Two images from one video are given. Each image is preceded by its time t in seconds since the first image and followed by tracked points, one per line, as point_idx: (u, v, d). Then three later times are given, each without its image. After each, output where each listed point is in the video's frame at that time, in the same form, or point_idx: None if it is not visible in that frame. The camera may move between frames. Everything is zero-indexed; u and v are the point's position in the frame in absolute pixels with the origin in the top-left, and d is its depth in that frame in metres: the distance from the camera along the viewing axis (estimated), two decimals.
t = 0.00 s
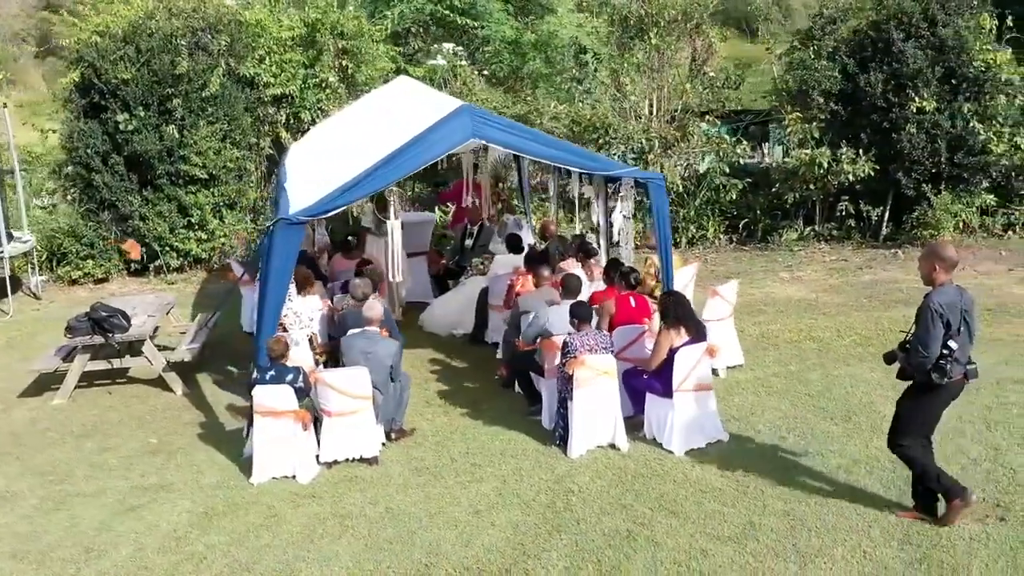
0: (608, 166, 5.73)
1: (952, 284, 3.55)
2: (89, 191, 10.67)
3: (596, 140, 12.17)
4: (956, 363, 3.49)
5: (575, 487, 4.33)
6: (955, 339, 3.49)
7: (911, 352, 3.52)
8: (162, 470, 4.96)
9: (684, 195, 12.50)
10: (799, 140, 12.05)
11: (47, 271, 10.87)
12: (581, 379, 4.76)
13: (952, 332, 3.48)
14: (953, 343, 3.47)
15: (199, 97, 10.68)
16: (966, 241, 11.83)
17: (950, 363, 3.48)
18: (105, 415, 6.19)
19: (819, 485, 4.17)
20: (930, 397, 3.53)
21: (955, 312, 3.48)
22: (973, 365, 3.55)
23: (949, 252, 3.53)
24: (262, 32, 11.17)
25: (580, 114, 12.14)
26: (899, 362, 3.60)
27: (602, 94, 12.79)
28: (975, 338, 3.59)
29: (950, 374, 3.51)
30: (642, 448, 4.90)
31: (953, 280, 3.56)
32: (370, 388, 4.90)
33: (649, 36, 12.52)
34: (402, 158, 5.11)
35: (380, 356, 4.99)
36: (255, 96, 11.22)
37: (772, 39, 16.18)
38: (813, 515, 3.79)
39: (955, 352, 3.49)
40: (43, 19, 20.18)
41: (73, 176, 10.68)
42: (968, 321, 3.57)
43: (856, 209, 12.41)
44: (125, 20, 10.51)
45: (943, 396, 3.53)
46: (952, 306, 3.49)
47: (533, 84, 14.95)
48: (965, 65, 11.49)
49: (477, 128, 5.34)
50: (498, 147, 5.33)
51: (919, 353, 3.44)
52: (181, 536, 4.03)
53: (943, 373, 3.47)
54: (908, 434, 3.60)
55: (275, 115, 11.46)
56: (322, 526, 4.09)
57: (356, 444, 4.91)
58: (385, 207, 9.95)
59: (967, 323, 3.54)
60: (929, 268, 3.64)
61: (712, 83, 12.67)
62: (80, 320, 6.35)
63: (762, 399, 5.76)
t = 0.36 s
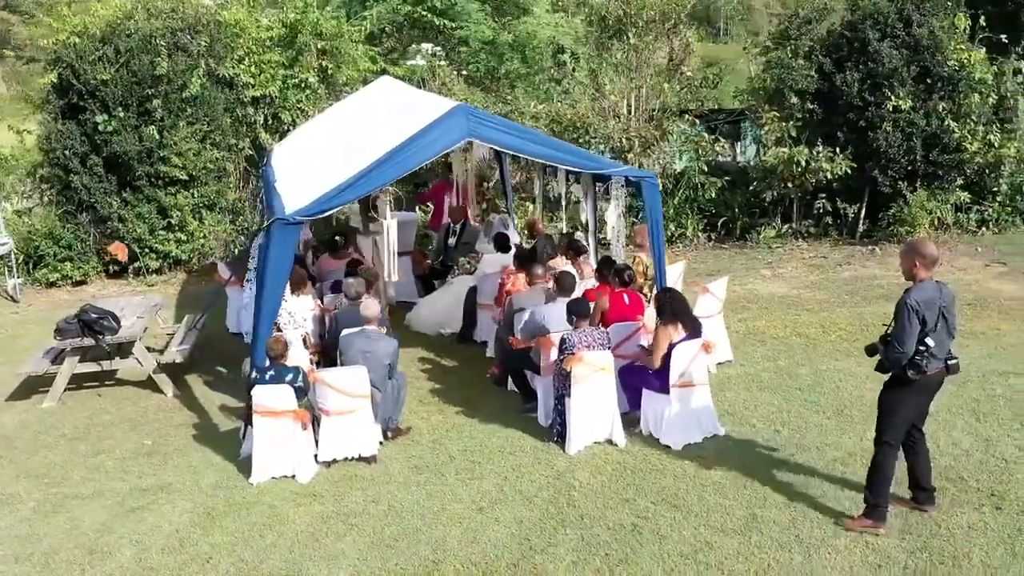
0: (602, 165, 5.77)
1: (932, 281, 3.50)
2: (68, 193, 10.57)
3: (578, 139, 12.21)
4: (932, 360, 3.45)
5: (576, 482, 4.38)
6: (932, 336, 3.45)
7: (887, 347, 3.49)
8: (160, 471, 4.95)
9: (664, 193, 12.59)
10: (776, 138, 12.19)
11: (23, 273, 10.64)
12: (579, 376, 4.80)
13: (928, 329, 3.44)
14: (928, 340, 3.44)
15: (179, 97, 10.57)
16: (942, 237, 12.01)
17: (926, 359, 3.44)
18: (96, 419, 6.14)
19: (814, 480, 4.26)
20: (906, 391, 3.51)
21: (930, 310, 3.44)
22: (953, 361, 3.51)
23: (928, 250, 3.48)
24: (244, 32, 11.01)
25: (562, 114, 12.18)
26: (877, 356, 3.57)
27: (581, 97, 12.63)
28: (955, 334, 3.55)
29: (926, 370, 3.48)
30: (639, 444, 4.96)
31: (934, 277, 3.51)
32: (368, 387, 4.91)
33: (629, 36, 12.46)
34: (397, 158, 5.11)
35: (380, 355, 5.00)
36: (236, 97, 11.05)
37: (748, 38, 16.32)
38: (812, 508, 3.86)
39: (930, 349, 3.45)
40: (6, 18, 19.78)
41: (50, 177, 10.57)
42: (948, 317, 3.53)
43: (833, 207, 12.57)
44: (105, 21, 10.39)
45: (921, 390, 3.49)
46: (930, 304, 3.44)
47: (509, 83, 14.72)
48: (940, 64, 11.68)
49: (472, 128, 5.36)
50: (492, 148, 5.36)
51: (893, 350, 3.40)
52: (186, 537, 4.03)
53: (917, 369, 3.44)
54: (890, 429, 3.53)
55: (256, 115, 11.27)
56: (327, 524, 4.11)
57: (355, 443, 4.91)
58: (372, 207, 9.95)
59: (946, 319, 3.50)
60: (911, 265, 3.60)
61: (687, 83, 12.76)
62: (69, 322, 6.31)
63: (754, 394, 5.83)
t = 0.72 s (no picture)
0: (597, 163, 5.82)
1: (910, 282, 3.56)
2: (47, 194, 10.40)
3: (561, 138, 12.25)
4: (909, 359, 3.52)
5: (579, 477, 4.42)
6: (908, 335, 3.52)
7: (861, 345, 3.56)
8: (159, 472, 4.94)
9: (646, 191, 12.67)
10: (755, 136, 12.36)
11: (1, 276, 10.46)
12: (579, 372, 4.85)
13: (905, 329, 3.51)
14: (904, 339, 3.51)
15: (159, 98, 10.45)
16: (920, 233, 12.19)
17: (903, 359, 3.52)
18: (88, 421, 6.10)
19: (813, 474, 4.33)
20: (882, 390, 3.56)
21: (908, 310, 3.50)
22: (931, 362, 3.56)
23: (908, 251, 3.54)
24: (223, 32, 10.96)
25: (545, 112, 12.22)
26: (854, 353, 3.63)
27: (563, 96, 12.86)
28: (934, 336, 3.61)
29: (901, 369, 3.55)
30: (639, 439, 5.02)
31: (913, 278, 3.58)
32: (368, 385, 4.92)
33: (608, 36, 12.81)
34: (395, 157, 5.13)
35: (380, 353, 5.01)
36: (215, 96, 10.98)
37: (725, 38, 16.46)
38: (814, 499, 3.94)
39: (907, 348, 3.52)
40: None
41: (27, 177, 10.36)
42: (927, 318, 3.58)
43: (811, 204, 12.72)
44: (85, 23, 10.30)
45: (897, 390, 3.55)
46: (908, 304, 3.50)
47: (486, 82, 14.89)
48: (914, 63, 11.86)
49: (469, 127, 5.40)
50: (489, 147, 5.41)
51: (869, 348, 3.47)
52: (192, 536, 4.03)
53: (891, 368, 3.51)
54: (873, 427, 3.59)
55: (239, 115, 11.18)
56: (333, 521, 4.12)
57: (355, 441, 4.92)
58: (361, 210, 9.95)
59: (924, 321, 3.55)
60: (891, 264, 3.66)
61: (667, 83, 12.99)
62: (61, 323, 6.27)
63: (747, 388, 5.91)
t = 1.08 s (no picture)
0: (594, 163, 5.86)
1: (897, 280, 3.61)
2: (29, 196, 10.21)
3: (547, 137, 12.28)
4: (901, 356, 3.58)
5: (584, 472, 4.46)
6: (900, 332, 3.57)
7: (854, 343, 3.60)
8: (162, 472, 4.93)
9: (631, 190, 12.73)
10: (736, 135, 12.50)
11: None
12: (581, 368, 4.89)
13: (897, 327, 3.56)
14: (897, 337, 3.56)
15: (143, 98, 10.31)
16: (901, 230, 12.34)
17: (895, 356, 3.57)
18: (84, 423, 6.07)
19: (815, 467, 4.40)
20: (878, 386, 3.62)
21: (899, 308, 3.55)
22: (922, 357, 3.63)
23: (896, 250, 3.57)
24: (206, 32, 10.79)
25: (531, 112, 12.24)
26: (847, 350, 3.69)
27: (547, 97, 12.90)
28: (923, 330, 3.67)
29: (895, 365, 3.61)
30: (640, 434, 5.07)
31: (902, 275, 3.62)
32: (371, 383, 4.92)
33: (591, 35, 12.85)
34: (397, 157, 5.14)
35: (383, 351, 5.01)
36: (200, 97, 10.80)
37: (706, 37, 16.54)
38: (815, 492, 4.00)
39: (899, 345, 3.57)
40: None
41: (9, 179, 10.18)
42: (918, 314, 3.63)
43: (793, 202, 12.83)
44: (66, 22, 10.07)
45: (893, 386, 3.61)
46: (898, 302, 3.55)
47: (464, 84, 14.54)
48: (894, 63, 11.96)
49: (469, 127, 5.42)
50: (489, 145, 5.44)
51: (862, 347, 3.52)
52: (201, 536, 4.03)
53: (885, 365, 3.57)
54: (875, 424, 3.65)
55: (223, 117, 11.01)
56: (342, 518, 4.14)
57: (359, 439, 4.93)
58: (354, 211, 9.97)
59: (914, 316, 3.61)
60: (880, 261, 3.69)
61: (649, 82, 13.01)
62: (56, 325, 6.24)
63: (743, 383, 5.98)
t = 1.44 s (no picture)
0: (596, 162, 5.91)
1: (889, 277, 3.68)
2: (14, 198, 9.96)
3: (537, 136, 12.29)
4: (893, 351, 3.62)
5: (594, 468, 4.50)
6: (893, 329, 3.61)
7: (847, 340, 3.67)
8: (170, 472, 4.92)
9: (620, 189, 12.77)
10: (722, 135, 12.58)
11: None
12: (587, 366, 4.93)
13: (889, 323, 3.61)
14: (889, 333, 3.60)
15: (131, 99, 10.11)
16: (886, 228, 12.48)
17: (889, 352, 3.61)
18: (86, 425, 6.04)
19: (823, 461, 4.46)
20: (871, 381, 3.66)
21: (890, 305, 3.61)
22: (913, 351, 3.67)
23: (886, 249, 3.62)
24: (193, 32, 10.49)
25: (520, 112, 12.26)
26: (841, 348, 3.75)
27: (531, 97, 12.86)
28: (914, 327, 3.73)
29: (889, 361, 3.64)
30: (647, 430, 5.11)
31: (893, 273, 3.67)
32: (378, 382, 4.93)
33: (578, 36, 13.29)
34: (402, 157, 5.17)
35: (390, 350, 5.02)
36: (186, 98, 10.61)
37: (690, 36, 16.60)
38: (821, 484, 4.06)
39: (892, 341, 3.62)
40: None
41: None
42: (910, 310, 3.68)
43: (779, 200, 12.93)
44: (51, 22, 9.88)
45: (887, 380, 3.66)
46: (888, 299, 3.60)
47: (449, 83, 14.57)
48: (878, 62, 12.13)
49: (473, 126, 5.46)
50: (494, 144, 5.49)
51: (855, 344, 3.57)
52: (214, 535, 4.04)
53: (878, 361, 3.61)
54: (872, 419, 3.68)
55: (210, 116, 10.85)
56: (357, 515, 4.16)
57: (367, 437, 4.93)
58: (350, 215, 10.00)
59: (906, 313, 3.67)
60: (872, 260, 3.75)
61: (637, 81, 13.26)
62: (55, 326, 6.19)
63: (744, 379, 6.05)
